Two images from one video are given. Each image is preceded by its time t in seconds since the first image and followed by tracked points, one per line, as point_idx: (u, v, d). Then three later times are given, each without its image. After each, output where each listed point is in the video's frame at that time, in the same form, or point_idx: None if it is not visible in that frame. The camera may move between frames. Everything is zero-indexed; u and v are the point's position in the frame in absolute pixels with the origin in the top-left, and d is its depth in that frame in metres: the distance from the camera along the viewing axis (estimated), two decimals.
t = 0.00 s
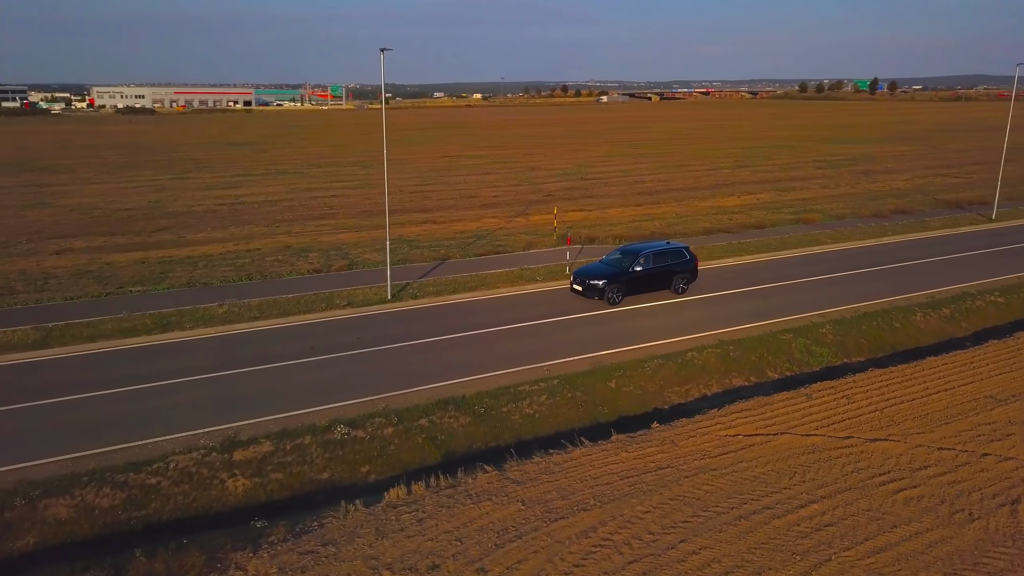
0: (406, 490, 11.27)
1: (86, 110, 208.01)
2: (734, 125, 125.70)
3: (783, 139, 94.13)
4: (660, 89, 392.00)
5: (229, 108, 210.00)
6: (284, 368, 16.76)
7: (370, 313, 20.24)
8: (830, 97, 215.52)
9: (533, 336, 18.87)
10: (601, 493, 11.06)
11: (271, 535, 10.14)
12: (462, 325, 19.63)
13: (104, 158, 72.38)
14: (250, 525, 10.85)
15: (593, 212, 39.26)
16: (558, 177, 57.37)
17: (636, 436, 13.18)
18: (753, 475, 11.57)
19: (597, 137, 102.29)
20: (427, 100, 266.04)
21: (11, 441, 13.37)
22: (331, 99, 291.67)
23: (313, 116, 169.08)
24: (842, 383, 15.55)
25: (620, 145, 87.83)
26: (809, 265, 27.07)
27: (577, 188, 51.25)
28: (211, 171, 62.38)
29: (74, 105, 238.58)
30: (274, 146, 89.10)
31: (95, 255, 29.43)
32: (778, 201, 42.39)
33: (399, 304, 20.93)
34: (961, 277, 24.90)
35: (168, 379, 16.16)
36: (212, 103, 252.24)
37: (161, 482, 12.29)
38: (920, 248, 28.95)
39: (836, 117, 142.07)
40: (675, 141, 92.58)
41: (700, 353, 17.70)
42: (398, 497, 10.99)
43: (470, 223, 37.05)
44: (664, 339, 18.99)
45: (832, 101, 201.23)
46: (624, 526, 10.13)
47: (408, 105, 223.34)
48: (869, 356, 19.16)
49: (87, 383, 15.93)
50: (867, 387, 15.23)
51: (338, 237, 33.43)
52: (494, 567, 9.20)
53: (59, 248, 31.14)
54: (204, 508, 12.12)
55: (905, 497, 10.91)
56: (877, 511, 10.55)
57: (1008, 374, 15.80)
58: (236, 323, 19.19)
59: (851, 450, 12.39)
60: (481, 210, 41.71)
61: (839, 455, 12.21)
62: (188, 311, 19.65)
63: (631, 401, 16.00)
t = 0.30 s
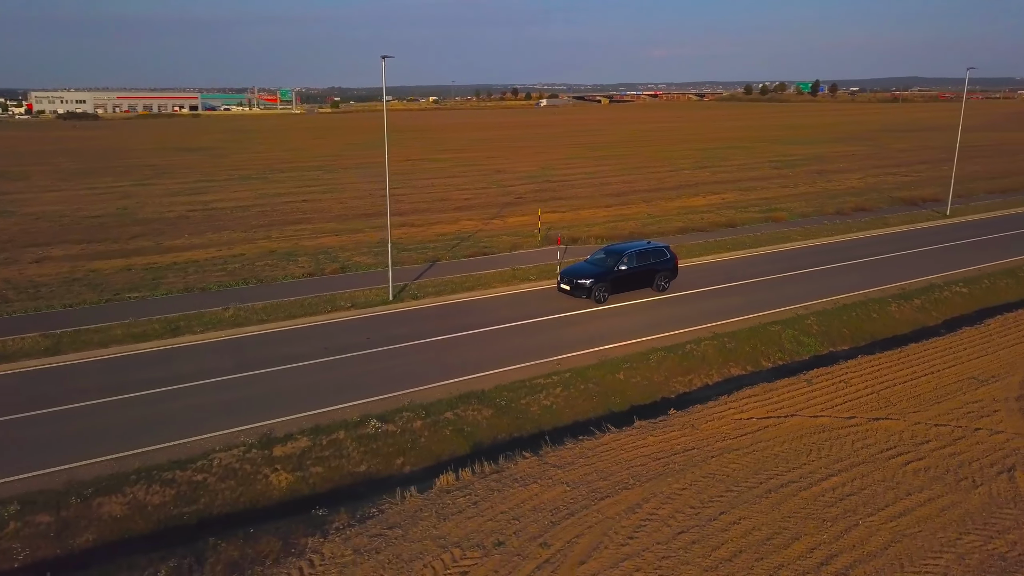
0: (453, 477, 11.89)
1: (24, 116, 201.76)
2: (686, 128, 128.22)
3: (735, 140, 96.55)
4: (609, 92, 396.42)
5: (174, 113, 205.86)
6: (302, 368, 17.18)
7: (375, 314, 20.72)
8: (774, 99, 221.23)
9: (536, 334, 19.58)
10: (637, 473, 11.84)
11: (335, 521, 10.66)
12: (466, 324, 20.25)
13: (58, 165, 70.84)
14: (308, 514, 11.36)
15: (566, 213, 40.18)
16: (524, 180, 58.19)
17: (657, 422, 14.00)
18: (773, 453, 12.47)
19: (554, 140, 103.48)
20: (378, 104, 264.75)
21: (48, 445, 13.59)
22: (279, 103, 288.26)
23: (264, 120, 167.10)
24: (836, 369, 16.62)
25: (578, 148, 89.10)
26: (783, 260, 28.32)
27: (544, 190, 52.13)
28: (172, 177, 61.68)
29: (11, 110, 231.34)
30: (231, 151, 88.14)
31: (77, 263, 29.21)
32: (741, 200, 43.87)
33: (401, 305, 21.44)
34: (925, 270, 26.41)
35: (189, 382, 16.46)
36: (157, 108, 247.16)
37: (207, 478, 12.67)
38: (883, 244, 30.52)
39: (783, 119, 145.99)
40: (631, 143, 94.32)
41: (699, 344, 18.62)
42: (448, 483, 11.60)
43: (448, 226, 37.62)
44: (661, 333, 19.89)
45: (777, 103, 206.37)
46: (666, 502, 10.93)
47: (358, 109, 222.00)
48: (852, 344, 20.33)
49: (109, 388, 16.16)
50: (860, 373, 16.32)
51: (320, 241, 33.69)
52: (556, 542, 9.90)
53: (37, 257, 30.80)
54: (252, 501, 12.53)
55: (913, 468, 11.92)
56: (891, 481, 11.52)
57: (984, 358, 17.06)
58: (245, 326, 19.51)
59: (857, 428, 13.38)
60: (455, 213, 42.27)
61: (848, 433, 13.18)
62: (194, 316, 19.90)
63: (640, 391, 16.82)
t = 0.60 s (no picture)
0: (490, 464, 12.67)
1: None
2: (637, 131, 130.48)
3: (687, 143, 98.89)
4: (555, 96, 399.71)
5: (117, 119, 201.24)
6: (317, 368, 17.75)
7: (376, 316, 21.34)
8: (720, 101, 226.08)
9: (535, 332, 20.44)
10: (661, 455, 12.80)
11: (388, 506, 11.38)
12: (467, 323, 21.00)
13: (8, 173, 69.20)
14: (357, 502, 12.03)
15: (538, 216, 41.18)
16: (489, 184, 59.03)
17: (668, 410, 15.01)
18: (780, 433, 13.57)
19: (510, 143, 104.56)
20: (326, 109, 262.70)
21: (84, 446, 13.97)
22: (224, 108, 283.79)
23: (213, 126, 164.63)
24: (822, 357, 17.88)
25: (536, 151, 90.30)
26: (754, 258, 29.70)
27: (511, 193, 53.10)
28: (131, 184, 60.92)
29: None
30: (186, 157, 87.06)
31: (59, 272, 29.09)
32: (704, 201, 45.44)
33: (400, 306, 22.09)
34: (887, 266, 28.05)
35: (209, 384, 16.92)
36: (98, 113, 241.22)
37: (248, 473, 13.22)
38: (845, 241, 32.19)
39: (730, 122, 149.57)
40: (586, 146, 95.98)
41: (691, 337, 19.71)
42: (487, 469, 12.39)
43: (424, 230, 38.27)
44: (653, 328, 20.93)
45: (721, 106, 210.79)
46: (693, 479, 11.90)
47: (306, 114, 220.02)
48: (829, 335, 21.68)
49: (129, 391, 16.53)
50: (844, 360, 17.60)
51: (300, 246, 34.03)
52: (600, 516, 10.80)
53: (15, 266, 30.54)
54: (294, 493, 13.13)
55: (907, 443, 13.13)
56: (888, 455, 12.69)
57: (954, 344, 18.52)
58: (253, 330, 19.97)
59: (851, 409, 14.59)
60: (427, 217, 42.90)
61: (843, 414, 14.37)
62: (200, 321, 20.27)
63: (641, 382, 17.81)
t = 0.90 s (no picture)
0: (510, 454, 13.39)
1: None
2: (600, 134, 132.01)
3: (650, 146, 100.65)
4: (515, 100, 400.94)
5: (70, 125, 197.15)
6: (325, 369, 18.30)
7: (375, 318, 21.90)
8: (678, 105, 229.90)
9: (531, 330, 21.20)
10: (670, 441, 13.66)
11: (421, 494, 12.04)
12: (464, 323, 21.67)
13: None
14: (387, 492, 12.67)
15: (515, 219, 41.96)
16: (461, 188, 59.62)
17: (668, 401, 15.89)
18: (775, 420, 14.53)
19: (476, 148, 105.25)
20: (285, 114, 260.11)
21: (110, 447, 14.38)
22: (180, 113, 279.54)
23: (171, 132, 162.28)
24: (806, 350, 18.95)
25: (502, 156, 91.09)
26: (729, 257, 30.84)
27: (484, 197, 53.80)
28: (99, 192, 60.24)
29: None
30: (149, 164, 85.99)
31: (44, 280, 29.02)
32: (675, 203, 46.69)
33: (397, 309, 22.68)
34: (856, 264, 29.41)
35: (222, 387, 17.37)
36: (49, 118, 235.81)
37: (276, 468, 13.77)
38: (814, 241, 33.55)
39: (689, 125, 152.11)
40: (551, 151, 97.02)
41: (680, 334, 20.65)
42: (509, 458, 13.12)
43: (404, 234, 38.79)
44: (642, 326, 21.83)
45: (679, 109, 214.31)
46: (702, 462, 12.79)
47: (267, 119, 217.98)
48: (807, 330, 22.81)
49: (143, 395, 16.90)
50: (827, 352, 18.69)
51: (284, 251, 34.31)
52: (622, 497, 11.61)
53: None
54: (321, 487, 13.71)
55: (893, 425, 14.19)
56: (877, 437, 13.73)
57: (926, 335, 19.74)
58: (256, 334, 20.41)
59: (839, 397, 15.62)
60: (406, 221, 43.37)
61: (832, 401, 15.40)
62: (203, 326, 20.65)
63: (637, 376, 18.67)
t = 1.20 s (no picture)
0: (523, 443, 14.25)
1: None
2: (565, 138, 133.60)
3: (615, 150, 102.26)
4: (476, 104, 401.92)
5: (23, 131, 192.86)
6: (331, 368, 18.96)
7: (372, 320, 22.58)
8: (638, 109, 232.20)
9: (524, 329, 22.08)
10: (671, 429, 14.64)
11: (446, 482, 12.84)
12: (458, 323, 22.45)
13: None
14: (411, 481, 13.43)
15: (492, 223, 42.82)
16: (433, 193, 60.28)
17: (663, 392, 16.89)
18: (764, 407, 15.60)
19: (443, 152, 105.86)
20: (244, 119, 257.51)
21: (134, 446, 14.92)
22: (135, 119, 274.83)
23: (130, 138, 160.01)
24: (786, 344, 20.12)
25: (469, 160, 91.84)
26: (704, 258, 32.03)
27: (458, 202, 54.54)
28: (66, 199, 59.59)
29: None
30: (113, 171, 85.00)
31: (31, 288, 29.11)
32: (645, 206, 47.98)
33: (392, 310, 23.39)
34: (824, 262, 30.81)
35: (232, 388, 17.95)
36: None
37: (299, 463, 14.44)
38: (782, 241, 34.97)
39: (651, 128, 154.42)
40: (518, 155, 97.99)
41: (666, 331, 21.68)
42: (524, 448, 13.98)
43: (384, 238, 39.38)
44: (629, 323, 22.84)
45: (640, 113, 216.90)
46: (702, 447, 13.77)
47: (226, 124, 215.58)
48: (783, 326, 24.04)
49: (155, 398, 17.41)
50: (805, 345, 19.90)
51: (267, 257, 34.70)
52: (634, 479, 12.55)
53: None
54: (342, 479, 14.42)
55: (872, 410, 15.37)
56: (860, 421, 14.88)
57: (895, 328, 21.07)
58: (258, 337, 20.98)
59: (823, 386, 16.77)
60: (383, 226, 43.93)
61: (816, 390, 16.54)
62: (205, 331, 21.15)
63: (629, 370, 19.66)
